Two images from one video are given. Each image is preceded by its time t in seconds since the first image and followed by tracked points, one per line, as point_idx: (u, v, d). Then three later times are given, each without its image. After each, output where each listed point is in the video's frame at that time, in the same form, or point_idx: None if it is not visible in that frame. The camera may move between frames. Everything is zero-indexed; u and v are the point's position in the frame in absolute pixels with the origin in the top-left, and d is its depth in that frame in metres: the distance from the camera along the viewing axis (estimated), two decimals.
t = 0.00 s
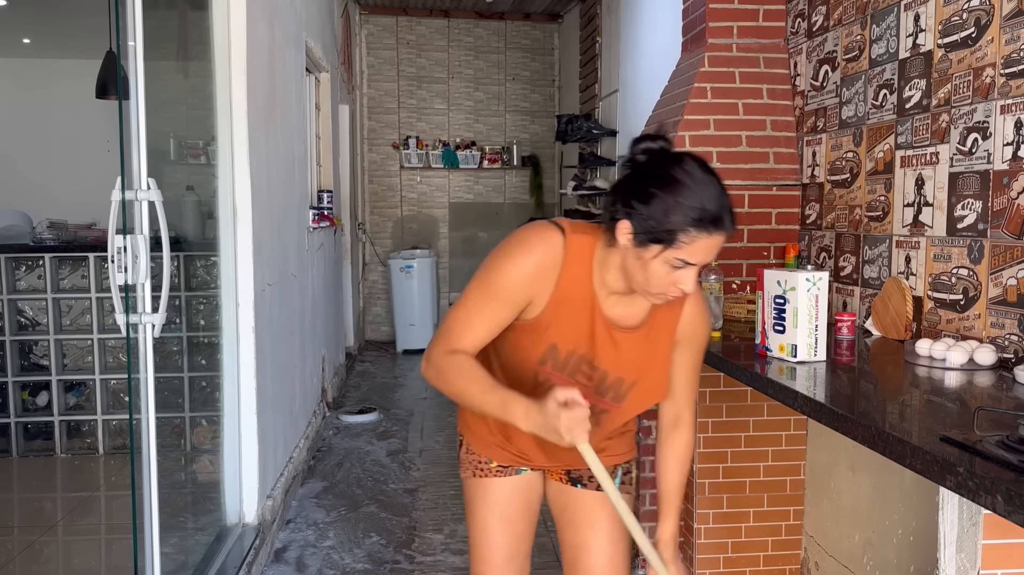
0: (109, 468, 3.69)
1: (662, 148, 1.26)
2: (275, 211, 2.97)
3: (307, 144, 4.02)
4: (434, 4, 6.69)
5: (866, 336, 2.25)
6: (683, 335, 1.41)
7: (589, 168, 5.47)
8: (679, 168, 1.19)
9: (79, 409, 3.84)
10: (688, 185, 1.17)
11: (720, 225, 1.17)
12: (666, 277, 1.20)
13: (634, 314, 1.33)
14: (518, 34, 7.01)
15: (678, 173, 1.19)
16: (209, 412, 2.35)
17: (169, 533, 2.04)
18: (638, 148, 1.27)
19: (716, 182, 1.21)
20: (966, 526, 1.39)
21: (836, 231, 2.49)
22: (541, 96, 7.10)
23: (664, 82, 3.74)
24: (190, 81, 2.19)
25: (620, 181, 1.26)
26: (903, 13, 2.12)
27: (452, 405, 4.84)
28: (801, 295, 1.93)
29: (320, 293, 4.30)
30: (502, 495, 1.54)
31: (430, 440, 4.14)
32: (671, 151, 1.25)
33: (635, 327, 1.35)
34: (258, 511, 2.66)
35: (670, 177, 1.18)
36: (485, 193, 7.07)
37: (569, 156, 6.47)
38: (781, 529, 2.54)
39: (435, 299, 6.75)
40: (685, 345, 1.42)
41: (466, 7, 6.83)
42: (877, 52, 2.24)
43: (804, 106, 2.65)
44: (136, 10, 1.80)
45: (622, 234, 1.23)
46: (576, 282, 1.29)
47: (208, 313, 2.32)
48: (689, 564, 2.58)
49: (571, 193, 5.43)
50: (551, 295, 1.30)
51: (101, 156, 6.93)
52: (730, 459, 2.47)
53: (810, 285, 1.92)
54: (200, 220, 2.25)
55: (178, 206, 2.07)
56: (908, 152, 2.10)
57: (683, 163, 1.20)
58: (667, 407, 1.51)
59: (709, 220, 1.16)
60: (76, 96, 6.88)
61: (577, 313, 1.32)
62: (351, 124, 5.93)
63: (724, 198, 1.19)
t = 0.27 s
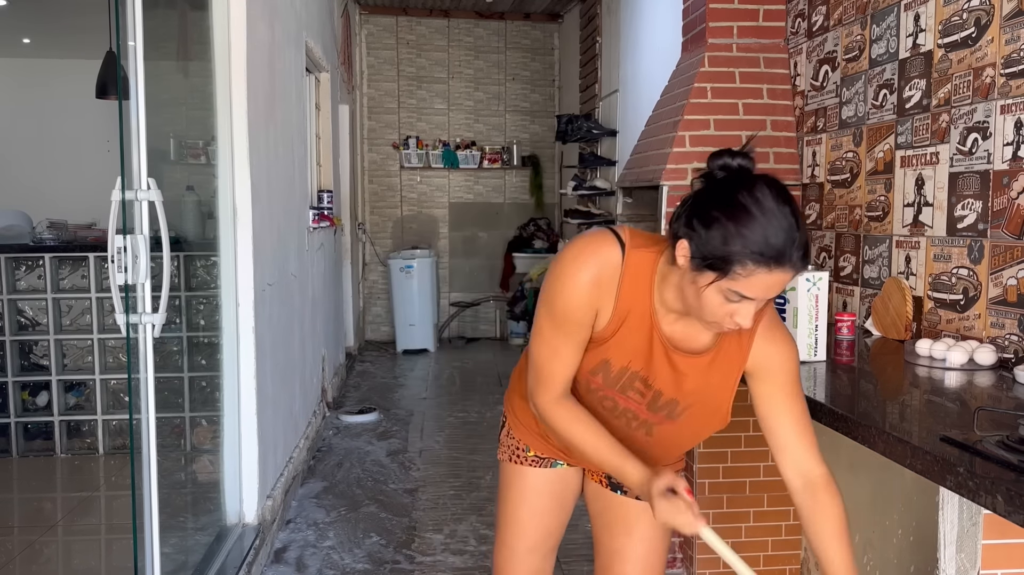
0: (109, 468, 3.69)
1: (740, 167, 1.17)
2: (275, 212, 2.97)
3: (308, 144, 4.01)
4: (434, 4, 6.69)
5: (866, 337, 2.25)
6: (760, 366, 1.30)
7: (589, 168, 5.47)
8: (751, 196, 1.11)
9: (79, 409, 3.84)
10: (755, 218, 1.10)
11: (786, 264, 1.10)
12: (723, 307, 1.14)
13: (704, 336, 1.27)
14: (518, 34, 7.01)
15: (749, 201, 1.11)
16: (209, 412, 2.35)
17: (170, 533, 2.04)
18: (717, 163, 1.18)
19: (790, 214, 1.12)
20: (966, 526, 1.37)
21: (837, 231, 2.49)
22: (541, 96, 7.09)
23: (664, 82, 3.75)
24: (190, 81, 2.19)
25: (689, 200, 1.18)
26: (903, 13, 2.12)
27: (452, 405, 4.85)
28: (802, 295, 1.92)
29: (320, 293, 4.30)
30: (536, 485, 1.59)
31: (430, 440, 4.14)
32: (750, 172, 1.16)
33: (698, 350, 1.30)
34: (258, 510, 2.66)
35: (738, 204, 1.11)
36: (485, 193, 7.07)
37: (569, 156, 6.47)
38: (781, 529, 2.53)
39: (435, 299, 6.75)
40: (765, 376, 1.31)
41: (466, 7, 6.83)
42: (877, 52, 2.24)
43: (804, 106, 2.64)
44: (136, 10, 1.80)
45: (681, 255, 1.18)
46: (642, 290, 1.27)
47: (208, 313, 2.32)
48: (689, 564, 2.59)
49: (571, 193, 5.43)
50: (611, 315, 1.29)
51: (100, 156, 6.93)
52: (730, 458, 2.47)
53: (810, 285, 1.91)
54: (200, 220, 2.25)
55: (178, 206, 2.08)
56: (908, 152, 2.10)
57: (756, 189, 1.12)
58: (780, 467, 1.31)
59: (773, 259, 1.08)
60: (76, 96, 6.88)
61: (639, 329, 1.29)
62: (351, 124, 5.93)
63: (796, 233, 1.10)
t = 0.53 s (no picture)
0: (109, 468, 3.69)
1: (654, 153, 1.13)
2: (275, 211, 2.97)
3: (308, 144, 4.02)
4: (434, 4, 6.69)
5: (867, 337, 2.25)
6: (688, 370, 1.22)
7: (589, 167, 5.47)
8: (635, 186, 1.09)
9: (79, 409, 3.84)
10: (633, 208, 1.08)
11: (652, 255, 1.05)
12: (620, 290, 1.13)
13: (636, 324, 1.22)
14: (518, 34, 7.01)
15: (635, 191, 1.08)
16: (209, 412, 2.35)
17: (170, 532, 2.04)
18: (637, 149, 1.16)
19: (674, 206, 1.07)
20: (967, 526, 1.38)
21: (837, 231, 2.49)
22: (541, 96, 7.09)
23: (664, 82, 3.75)
24: (190, 81, 2.19)
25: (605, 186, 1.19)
26: (902, 13, 2.12)
27: (452, 405, 4.85)
28: (801, 296, 1.92)
29: (320, 293, 4.30)
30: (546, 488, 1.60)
31: (430, 440, 4.14)
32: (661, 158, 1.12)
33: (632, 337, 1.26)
34: (258, 511, 2.66)
35: (621, 193, 1.09)
36: (485, 193, 7.06)
37: (569, 156, 6.47)
38: (781, 529, 2.53)
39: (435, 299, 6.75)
40: (686, 384, 1.21)
41: (466, 7, 6.83)
42: (877, 52, 2.24)
43: (805, 106, 2.64)
44: (136, 10, 1.80)
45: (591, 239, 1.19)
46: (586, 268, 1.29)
47: (208, 313, 2.32)
48: (689, 564, 2.59)
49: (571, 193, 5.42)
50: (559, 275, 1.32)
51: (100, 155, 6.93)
52: (730, 459, 2.47)
53: (811, 285, 1.92)
54: (200, 220, 2.25)
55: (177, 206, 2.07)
56: (908, 152, 2.10)
57: (644, 179, 1.09)
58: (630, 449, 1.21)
59: (638, 251, 1.06)
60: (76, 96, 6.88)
61: (588, 306, 1.31)
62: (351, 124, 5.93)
63: (670, 227, 1.05)
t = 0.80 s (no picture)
0: (108, 468, 3.69)
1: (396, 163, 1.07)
2: (275, 211, 2.97)
3: (308, 144, 4.01)
4: (434, 4, 6.69)
5: (867, 336, 2.24)
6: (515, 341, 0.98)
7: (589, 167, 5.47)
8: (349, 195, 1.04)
9: (79, 409, 3.84)
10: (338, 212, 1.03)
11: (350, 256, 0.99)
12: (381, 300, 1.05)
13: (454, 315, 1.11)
14: (518, 34, 7.01)
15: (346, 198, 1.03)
16: (209, 412, 2.35)
17: (169, 533, 2.04)
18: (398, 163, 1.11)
19: (383, 202, 0.99)
20: (967, 526, 1.39)
21: (837, 231, 2.49)
22: (541, 96, 7.09)
23: (664, 82, 3.74)
24: (190, 81, 2.19)
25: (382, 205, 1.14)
26: (903, 13, 2.12)
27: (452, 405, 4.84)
28: (801, 295, 1.93)
29: (320, 293, 4.30)
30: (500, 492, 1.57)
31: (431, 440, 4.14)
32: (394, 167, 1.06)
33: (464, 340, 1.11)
34: (258, 511, 2.65)
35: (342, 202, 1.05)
36: (485, 193, 7.06)
37: (569, 156, 6.47)
38: (781, 529, 2.53)
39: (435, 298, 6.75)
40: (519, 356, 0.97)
41: (466, 7, 6.82)
42: (877, 52, 2.24)
43: (805, 106, 2.64)
44: (136, 10, 1.80)
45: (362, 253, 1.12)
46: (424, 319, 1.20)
47: (208, 313, 2.32)
48: (689, 564, 2.58)
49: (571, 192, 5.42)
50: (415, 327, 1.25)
51: (100, 155, 6.93)
52: (730, 459, 2.47)
53: (811, 285, 1.92)
54: (200, 220, 2.25)
55: (177, 206, 2.07)
56: (909, 151, 2.10)
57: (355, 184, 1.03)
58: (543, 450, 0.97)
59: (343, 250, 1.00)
60: (76, 96, 6.88)
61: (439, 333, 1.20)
62: (351, 124, 5.93)
63: (365, 224, 0.97)
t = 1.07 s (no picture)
0: (109, 468, 3.69)
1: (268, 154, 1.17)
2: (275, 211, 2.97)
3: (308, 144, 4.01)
4: (434, 4, 6.69)
5: (866, 336, 2.24)
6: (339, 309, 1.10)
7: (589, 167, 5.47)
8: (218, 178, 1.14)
9: (79, 409, 3.85)
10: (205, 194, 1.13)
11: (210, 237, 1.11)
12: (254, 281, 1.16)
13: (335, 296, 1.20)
14: (518, 34, 7.01)
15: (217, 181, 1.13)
16: (209, 412, 2.35)
17: (170, 532, 2.04)
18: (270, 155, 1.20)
19: (244, 182, 1.09)
20: (966, 525, 1.39)
21: (836, 231, 2.49)
22: (541, 96, 7.10)
23: (664, 82, 3.74)
24: (190, 81, 2.19)
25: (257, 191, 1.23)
26: (902, 13, 2.12)
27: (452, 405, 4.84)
28: (801, 296, 1.93)
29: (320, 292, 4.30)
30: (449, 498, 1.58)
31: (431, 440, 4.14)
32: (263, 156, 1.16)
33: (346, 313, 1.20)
34: (258, 511, 2.66)
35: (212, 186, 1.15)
36: (485, 193, 7.06)
37: (569, 156, 6.47)
38: (781, 529, 2.53)
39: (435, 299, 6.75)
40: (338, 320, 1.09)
41: (466, 7, 6.83)
42: (877, 52, 2.24)
43: (804, 106, 2.64)
44: (137, 10, 1.80)
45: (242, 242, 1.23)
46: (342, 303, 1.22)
47: (208, 313, 2.33)
48: (689, 564, 2.59)
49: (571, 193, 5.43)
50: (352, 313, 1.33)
51: (101, 156, 6.93)
52: (729, 459, 2.48)
53: (811, 285, 1.93)
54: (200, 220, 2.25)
55: (178, 206, 2.07)
56: (908, 152, 2.10)
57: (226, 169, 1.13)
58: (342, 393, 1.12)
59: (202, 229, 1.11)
60: (76, 96, 6.88)
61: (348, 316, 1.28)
62: (351, 124, 5.93)
63: (223, 205, 1.08)
